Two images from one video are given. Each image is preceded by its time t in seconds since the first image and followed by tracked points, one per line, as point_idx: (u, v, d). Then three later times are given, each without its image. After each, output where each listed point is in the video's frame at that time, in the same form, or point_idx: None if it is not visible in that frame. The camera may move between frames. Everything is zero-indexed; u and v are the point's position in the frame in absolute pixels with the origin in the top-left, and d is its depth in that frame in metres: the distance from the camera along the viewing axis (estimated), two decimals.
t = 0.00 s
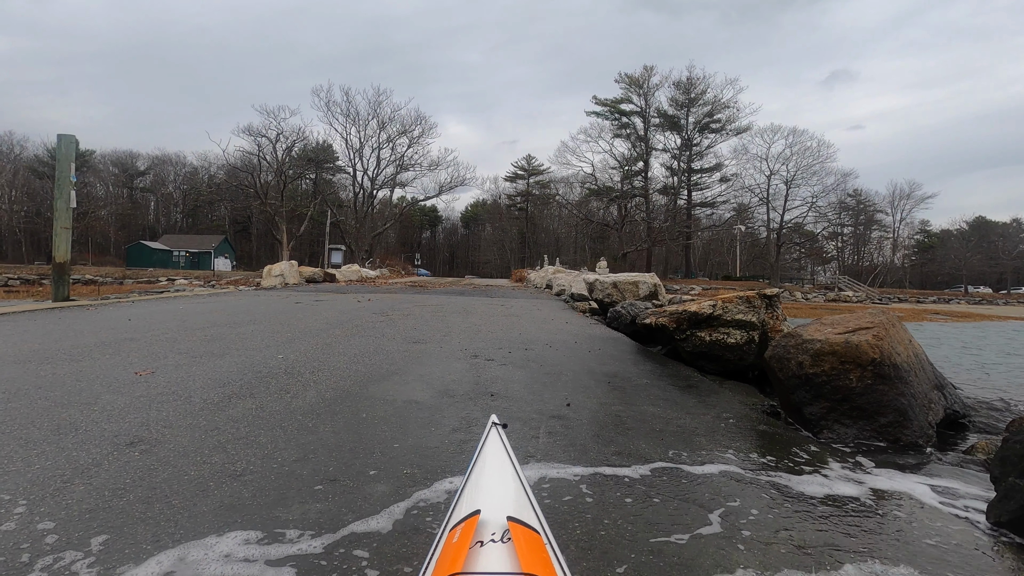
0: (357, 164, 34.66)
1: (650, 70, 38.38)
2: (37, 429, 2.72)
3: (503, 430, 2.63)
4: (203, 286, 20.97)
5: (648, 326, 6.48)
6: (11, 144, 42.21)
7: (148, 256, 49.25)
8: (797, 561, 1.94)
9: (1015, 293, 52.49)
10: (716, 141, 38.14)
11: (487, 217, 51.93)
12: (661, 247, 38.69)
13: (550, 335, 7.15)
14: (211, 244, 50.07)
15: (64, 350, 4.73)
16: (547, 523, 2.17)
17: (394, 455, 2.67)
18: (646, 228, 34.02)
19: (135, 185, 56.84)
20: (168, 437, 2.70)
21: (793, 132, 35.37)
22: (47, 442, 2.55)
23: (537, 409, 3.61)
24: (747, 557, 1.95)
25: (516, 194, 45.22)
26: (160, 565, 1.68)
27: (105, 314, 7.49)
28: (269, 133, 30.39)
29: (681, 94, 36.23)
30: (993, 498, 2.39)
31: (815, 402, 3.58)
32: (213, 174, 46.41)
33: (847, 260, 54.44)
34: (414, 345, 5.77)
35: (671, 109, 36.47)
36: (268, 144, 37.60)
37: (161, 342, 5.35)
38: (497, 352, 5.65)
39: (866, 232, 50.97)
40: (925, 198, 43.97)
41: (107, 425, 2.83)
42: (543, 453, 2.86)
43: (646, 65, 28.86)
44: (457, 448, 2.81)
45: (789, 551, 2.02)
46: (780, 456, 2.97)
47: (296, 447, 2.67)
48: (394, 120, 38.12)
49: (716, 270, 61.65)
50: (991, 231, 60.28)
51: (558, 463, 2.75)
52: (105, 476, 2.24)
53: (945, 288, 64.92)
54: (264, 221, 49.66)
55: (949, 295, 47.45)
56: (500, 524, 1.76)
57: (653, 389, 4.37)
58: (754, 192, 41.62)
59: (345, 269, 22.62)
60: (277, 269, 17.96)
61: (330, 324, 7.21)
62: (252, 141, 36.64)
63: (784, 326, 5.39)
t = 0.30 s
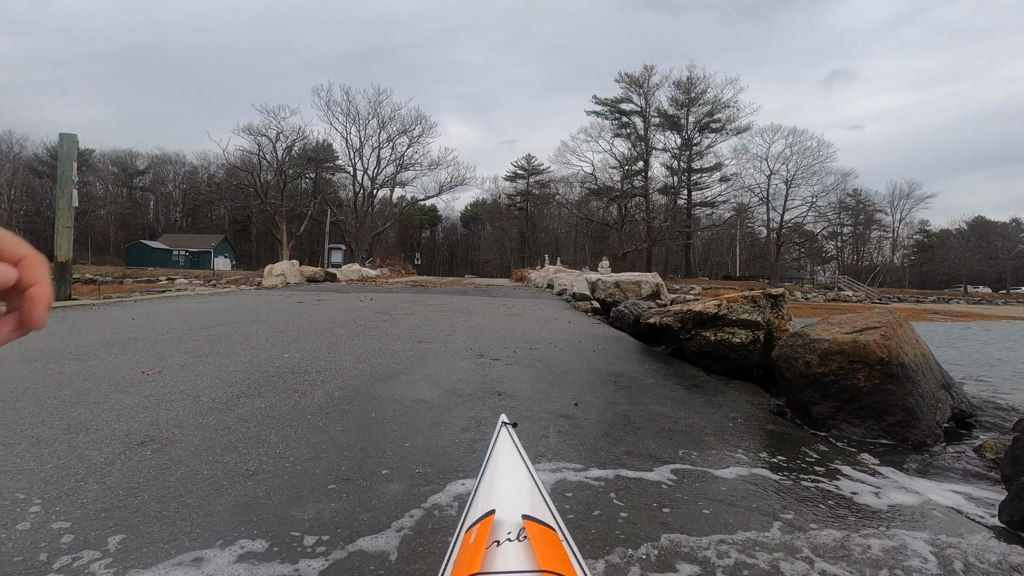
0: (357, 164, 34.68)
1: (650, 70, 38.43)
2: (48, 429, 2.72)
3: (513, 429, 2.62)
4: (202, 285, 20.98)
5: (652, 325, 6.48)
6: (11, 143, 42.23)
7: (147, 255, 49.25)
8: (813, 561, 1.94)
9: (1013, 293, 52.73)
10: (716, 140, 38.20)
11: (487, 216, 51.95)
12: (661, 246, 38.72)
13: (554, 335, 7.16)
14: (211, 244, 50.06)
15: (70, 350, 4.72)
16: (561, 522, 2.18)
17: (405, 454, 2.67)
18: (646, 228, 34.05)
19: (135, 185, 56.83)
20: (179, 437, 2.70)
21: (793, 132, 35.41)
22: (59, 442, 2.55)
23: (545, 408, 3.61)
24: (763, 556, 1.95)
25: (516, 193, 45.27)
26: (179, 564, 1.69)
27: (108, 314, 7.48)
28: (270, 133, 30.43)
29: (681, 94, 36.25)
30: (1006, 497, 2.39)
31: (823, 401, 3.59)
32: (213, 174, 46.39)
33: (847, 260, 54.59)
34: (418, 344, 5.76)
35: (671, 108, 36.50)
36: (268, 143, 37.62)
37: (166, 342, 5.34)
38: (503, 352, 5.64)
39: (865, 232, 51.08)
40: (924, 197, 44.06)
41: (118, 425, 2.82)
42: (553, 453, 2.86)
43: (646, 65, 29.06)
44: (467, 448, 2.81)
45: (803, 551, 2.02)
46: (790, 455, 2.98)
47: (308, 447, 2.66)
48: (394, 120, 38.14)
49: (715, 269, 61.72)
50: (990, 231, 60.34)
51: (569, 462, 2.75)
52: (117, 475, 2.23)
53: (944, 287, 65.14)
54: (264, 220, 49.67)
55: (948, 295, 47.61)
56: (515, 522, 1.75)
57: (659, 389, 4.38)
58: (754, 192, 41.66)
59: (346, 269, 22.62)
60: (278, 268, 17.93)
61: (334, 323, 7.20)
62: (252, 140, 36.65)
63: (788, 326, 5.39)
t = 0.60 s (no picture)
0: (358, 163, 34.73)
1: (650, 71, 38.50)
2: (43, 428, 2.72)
3: (507, 431, 2.62)
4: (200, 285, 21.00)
5: (650, 327, 6.49)
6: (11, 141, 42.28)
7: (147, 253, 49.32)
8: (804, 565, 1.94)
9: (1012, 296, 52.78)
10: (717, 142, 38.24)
11: (487, 217, 51.97)
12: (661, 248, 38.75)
13: (552, 335, 7.16)
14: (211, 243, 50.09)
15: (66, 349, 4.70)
16: (553, 523, 2.17)
17: (400, 454, 2.67)
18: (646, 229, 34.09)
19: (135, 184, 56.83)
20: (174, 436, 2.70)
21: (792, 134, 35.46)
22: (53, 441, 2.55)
23: (541, 409, 3.62)
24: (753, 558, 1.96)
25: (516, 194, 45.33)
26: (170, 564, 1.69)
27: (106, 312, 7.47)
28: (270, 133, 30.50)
29: (682, 95, 36.26)
30: (1001, 501, 2.38)
31: (819, 404, 3.59)
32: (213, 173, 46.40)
33: (847, 262, 54.67)
34: (416, 345, 5.76)
35: (672, 110, 36.56)
36: (269, 142, 37.64)
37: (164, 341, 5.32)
38: (501, 353, 5.65)
39: (865, 234, 51.16)
40: (924, 200, 44.12)
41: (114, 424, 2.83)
42: (548, 454, 2.86)
43: (646, 66, 29.23)
44: (462, 448, 2.82)
45: (791, 552, 2.03)
46: (785, 458, 2.97)
47: (302, 447, 2.67)
48: (395, 120, 38.20)
49: (715, 270, 61.79)
50: (990, 234, 60.42)
51: (563, 463, 2.75)
52: (110, 475, 2.23)
53: (943, 290, 65.27)
54: (264, 220, 49.64)
55: (947, 297, 47.74)
56: (502, 524, 1.74)
57: (656, 390, 4.38)
58: (754, 194, 41.71)
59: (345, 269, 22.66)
60: (277, 268, 17.92)
61: (332, 323, 7.20)
62: (252, 140, 36.67)
63: (786, 328, 5.39)
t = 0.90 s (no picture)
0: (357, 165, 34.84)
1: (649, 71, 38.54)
2: (37, 430, 2.72)
3: (504, 431, 2.62)
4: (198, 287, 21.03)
5: (647, 327, 6.48)
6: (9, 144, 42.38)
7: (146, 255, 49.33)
8: (790, 563, 1.95)
9: (1012, 294, 52.81)
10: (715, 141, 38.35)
11: (487, 217, 51.99)
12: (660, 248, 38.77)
13: (549, 336, 7.17)
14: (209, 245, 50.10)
15: (61, 351, 4.70)
16: (547, 526, 2.16)
17: (393, 455, 2.67)
18: (645, 229, 34.13)
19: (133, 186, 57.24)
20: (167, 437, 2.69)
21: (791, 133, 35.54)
22: (47, 442, 2.55)
23: (536, 409, 3.62)
24: (741, 558, 1.97)
25: (515, 195, 45.44)
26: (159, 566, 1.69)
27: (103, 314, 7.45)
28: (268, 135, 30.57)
29: (680, 95, 36.34)
30: (993, 499, 2.38)
31: (814, 403, 3.59)
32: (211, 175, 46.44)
33: (846, 261, 54.75)
34: (413, 346, 5.75)
35: (670, 109, 36.61)
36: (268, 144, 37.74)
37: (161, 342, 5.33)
38: (497, 352, 5.67)
39: (864, 233, 51.26)
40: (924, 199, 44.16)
41: (107, 425, 2.83)
42: (542, 454, 2.86)
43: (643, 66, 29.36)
44: (456, 448, 2.82)
45: (781, 544, 2.08)
46: (779, 456, 2.98)
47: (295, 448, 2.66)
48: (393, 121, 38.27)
49: (714, 270, 61.89)
50: (989, 233, 60.50)
51: (556, 463, 2.76)
52: (102, 477, 2.23)
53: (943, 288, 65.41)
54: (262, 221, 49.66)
55: (945, 296, 47.88)
56: (493, 524, 1.74)
57: (651, 390, 4.39)
58: (753, 194, 41.72)
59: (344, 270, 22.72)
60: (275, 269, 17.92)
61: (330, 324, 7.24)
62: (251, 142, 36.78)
63: (782, 327, 5.40)
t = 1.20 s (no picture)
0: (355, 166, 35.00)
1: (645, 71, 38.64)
2: (46, 433, 2.72)
3: (512, 429, 2.62)
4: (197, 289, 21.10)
5: (649, 326, 6.48)
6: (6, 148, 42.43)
7: (143, 258, 49.38)
8: (806, 559, 1.95)
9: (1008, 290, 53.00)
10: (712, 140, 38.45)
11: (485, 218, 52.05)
12: (658, 247, 38.86)
13: (551, 336, 7.17)
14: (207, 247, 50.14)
15: (65, 355, 4.69)
16: (561, 524, 2.16)
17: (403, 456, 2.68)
18: (642, 228, 34.24)
19: (131, 188, 57.28)
20: (176, 441, 2.69)
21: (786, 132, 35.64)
22: (57, 446, 2.55)
23: (543, 409, 3.62)
24: (759, 555, 1.97)
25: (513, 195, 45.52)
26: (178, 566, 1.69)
27: (105, 318, 7.44)
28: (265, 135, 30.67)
29: (677, 94, 36.44)
30: (1002, 495, 2.39)
31: (820, 401, 3.60)
32: (210, 177, 46.55)
33: (843, 259, 54.97)
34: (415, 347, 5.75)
35: (667, 109, 36.70)
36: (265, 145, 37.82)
37: (162, 345, 5.31)
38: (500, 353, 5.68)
39: (860, 231, 51.47)
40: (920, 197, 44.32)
41: (115, 428, 2.82)
42: (551, 454, 2.86)
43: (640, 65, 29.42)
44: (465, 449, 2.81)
45: (797, 537, 2.11)
46: (787, 455, 2.99)
47: (304, 451, 2.66)
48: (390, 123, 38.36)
49: (712, 268, 62.13)
50: (985, 230, 60.76)
51: (566, 462, 2.76)
52: (114, 480, 2.23)
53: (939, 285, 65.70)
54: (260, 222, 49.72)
55: (941, 293, 48.10)
56: (508, 524, 1.75)
57: (657, 388, 4.39)
58: (750, 193, 41.84)
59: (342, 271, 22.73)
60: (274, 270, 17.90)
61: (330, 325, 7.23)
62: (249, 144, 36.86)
63: (785, 325, 5.40)
